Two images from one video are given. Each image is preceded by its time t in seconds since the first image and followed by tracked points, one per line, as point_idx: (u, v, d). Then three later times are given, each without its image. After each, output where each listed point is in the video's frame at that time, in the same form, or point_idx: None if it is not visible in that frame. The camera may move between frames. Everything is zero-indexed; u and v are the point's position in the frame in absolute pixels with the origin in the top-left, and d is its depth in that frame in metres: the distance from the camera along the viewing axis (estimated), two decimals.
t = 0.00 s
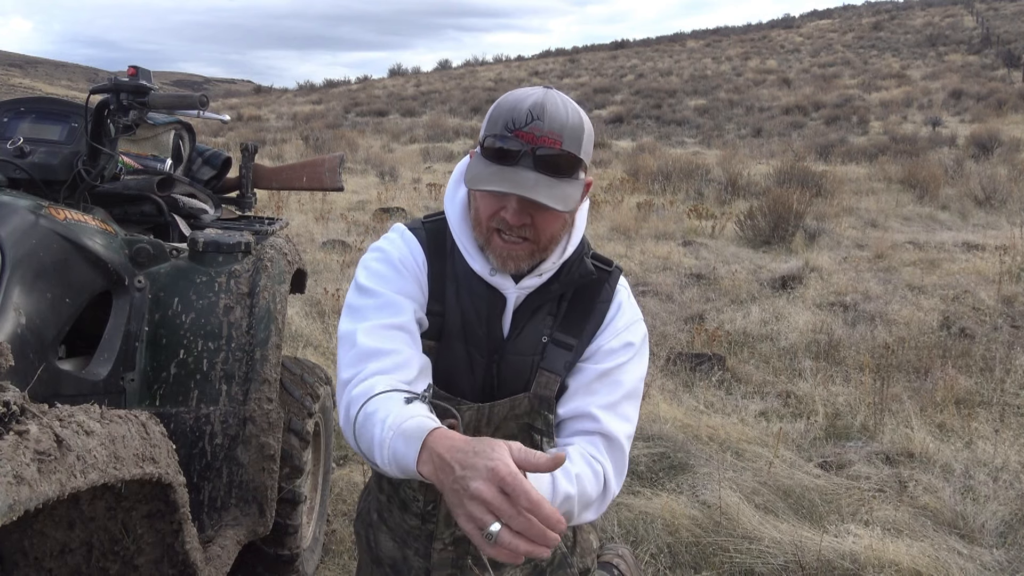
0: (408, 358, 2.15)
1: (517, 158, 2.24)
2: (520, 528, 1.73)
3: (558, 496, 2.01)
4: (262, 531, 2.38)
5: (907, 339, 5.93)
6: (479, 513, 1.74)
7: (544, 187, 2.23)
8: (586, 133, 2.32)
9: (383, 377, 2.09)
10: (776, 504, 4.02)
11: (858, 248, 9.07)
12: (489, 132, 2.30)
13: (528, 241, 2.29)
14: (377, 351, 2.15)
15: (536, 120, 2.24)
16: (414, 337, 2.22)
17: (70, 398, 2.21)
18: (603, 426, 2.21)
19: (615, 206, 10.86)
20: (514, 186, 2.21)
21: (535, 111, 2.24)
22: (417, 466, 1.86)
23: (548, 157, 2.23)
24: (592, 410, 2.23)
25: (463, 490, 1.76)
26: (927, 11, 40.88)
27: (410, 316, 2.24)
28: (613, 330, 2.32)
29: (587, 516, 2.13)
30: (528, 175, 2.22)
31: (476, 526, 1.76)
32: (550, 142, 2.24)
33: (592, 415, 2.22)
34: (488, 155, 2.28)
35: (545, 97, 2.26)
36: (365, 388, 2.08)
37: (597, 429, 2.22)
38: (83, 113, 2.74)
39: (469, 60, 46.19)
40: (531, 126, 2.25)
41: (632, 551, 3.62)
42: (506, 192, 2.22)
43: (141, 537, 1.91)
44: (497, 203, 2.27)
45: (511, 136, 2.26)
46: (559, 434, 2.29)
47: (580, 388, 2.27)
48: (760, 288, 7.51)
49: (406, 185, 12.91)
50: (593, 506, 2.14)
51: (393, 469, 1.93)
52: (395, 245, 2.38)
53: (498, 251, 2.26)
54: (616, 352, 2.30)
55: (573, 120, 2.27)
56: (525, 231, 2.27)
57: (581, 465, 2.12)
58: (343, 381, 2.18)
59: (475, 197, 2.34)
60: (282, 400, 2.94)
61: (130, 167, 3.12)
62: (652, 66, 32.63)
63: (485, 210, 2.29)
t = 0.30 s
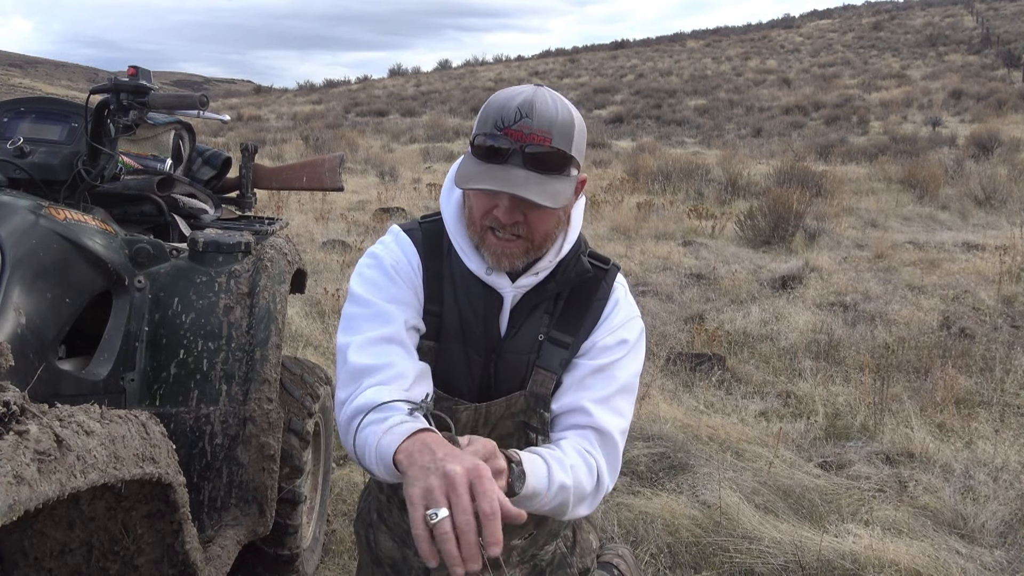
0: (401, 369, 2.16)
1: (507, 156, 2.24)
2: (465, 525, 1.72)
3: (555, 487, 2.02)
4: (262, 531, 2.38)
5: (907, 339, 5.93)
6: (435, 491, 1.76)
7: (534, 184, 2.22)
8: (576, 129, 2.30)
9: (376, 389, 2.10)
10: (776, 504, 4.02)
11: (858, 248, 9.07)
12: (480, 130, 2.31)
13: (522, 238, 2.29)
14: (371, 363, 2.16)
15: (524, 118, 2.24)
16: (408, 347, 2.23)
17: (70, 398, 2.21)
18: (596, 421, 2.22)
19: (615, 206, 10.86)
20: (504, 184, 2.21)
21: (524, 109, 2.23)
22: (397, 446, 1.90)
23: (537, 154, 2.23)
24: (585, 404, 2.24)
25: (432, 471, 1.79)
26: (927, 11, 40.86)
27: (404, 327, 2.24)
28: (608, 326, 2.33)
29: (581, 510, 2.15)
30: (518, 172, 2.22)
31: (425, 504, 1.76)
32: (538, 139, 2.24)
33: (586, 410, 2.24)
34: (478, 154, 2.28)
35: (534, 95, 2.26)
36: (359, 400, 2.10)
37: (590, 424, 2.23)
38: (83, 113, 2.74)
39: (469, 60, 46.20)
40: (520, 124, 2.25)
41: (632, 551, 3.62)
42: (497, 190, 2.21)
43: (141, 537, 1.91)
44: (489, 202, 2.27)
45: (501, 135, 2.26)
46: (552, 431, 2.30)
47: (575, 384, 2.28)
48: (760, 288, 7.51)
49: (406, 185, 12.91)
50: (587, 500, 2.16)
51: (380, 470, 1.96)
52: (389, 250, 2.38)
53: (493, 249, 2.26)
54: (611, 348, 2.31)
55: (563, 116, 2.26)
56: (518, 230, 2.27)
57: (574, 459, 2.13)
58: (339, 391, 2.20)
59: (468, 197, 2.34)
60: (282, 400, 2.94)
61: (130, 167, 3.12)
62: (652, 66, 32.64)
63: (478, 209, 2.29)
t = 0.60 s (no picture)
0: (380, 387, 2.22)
1: (492, 155, 2.26)
2: (408, 510, 1.79)
3: (557, 491, 2.06)
4: (262, 531, 2.38)
5: (907, 339, 5.93)
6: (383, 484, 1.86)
7: (519, 182, 2.23)
8: (563, 126, 2.32)
9: (346, 407, 2.18)
10: (776, 504, 4.02)
11: (858, 247, 9.07)
12: (466, 131, 2.33)
13: (513, 237, 2.29)
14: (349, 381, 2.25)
15: (509, 116, 2.26)
16: (387, 361, 2.26)
17: (71, 398, 2.21)
18: (594, 419, 2.25)
19: (615, 206, 10.86)
20: (490, 182, 2.22)
21: (508, 108, 2.26)
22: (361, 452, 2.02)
23: (523, 151, 2.25)
24: (581, 402, 2.26)
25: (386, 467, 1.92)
26: (927, 11, 40.85)
27: (379, 342, 2.25)
28: (604, 325, 2.34)
29: (579, 511, 2.20)
30: (503, 171, 2.24)
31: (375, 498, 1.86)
32: (523, 137, 2.26)
33: (584, 408, 2.26)
34: (464, 155, 2.30)
35: (518, 93, 2.28)
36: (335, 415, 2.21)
37: (589, 422, 2.25)
38: (83, 113, 2.74)
39: (469, 60, 46.19)
40: (505, 122, 2.27)
41: (632, 551, 3.62)
42: (483, 190, 2.22)
43: (141, 537, 1.91)
44: (478, 202, 2.28)
45: (487, 134, 2.28)
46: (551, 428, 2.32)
47: (572, 382, 2.29)
48: (760, 288, 7.51)
49: (406, 185, 12.91)
50: (585, 501, 2.20)
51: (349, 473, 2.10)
52: (377, 256, 2.38)
53: (484, 249, 2.27)
54: (607, 346, 2.32)
55: (548, 113, 2.27)
56: (509, 228, 2.28)
57: (575, 462, 2.16)
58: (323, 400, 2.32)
59: (459, 198, 2.35)
60: (282, 400, 2.94)
61: (130, 167, 3.12)
62: (652, 66, 32.64)
63: (469, 210, 2.30)
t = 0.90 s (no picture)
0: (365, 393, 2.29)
1: (482, 153, 2.25)
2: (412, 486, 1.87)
3: (557, 496, 2.07)
4: (262, 531, 2.39)
5: (907, 339, 5.93)
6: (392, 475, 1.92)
7: (509, 179, 2.23)
8: (551, 121, 2.31)
9: (331, 413, 2.25)
10: (776, 504, 4.02)
11: (858, 247, 9.07)
12: (454, 130, 2.31)
13: (506, 234, 2.29)
14: (333, 386, 2.31)
15: (497, 114, 2.25)
16: (371, 369, 2.30)
17: (70, 398, 2.21)
18: (589, 418, 2.26)
19: (615, 206, 10.85)
20: (480, 180, 2.22)
21: (496, 106, 2.24)
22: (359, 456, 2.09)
23: (512, 148, 2.24)
24: (575, 401, 2.26)
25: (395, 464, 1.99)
26: (927, 11, 40.83)
27: (363, 354, 2.29)
28: (598, 323, 2.33)
29: (575, 511, 2.21)
30: (494, 169, 2.23)
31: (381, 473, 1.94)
32: (512, 134, 2.25)
33: (578, 407, 2.26)
34: (455, 153, 2.29)
35: (505, 91, 2.27)
36: (318, 418, 2.28)
37: (583, 421, 2.26)
38: (83, 113, 2.74)
39: (468, 60, 46.20)
40: (494, 119, 2.25)
41: (632, 551, 3.62)
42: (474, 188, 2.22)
43: (141, 537, 1.90)
44: (470, 200, 2.28)
45: (476, 133, 2.26)
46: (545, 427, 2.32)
47: (566, 381, 2.29)
48: (760, 288, 7.51)
49: (406, 185, 12.92)
50: (581, 501, 2.21)
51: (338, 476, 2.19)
52: (367, 259, 2.39)
53: (478, 247, 2.28)
54: (601, 344, 2.32)
55: (536, 109, 2.26)
56: (501, 225, 2.28)
57: (571, 464, 2.16)
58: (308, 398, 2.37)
59: (451, 196, 2.34)
60: (282, 400, 2.94)
61: (130, 167, 3.11)
62: (652, 66, 32.63)
63: (461, 208, 2.29)
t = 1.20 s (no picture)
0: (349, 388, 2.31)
1: (476, 146, 2.24)
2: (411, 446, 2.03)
3: (563, 482, 2.08)
4: (262, 531, 2.39)
5: (907, 339, 5.93)
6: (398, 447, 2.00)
7: (505, 170, 2.22)
8: (539, 114, 2.31)
9: (316, 404, 2.26)
10: (776, 504, 4.02)
11: (858, 247, 9.07)
12: (445, 125, 2.31)
13: (500, 227, 2.29)
14: (319, 379, 2.34)
15: (487, 107, 2.24)
16: (356, 364, 2.32)
17: (71, 398, 2.21)
18: (588, 409, 2.25)
19: (615, 206, 10.86)
20: (473, 173, 2.21)
21: (485, 99, 2.24)
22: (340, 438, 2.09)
23: (504, 141, 2.23)
24: (573, 392, 2.24)
25: (394, 459, 2.04)
26: (928, 11, 40.83)
27: (348, 349, 2.32)
28: (592, 315, 2.32)
29: (578, 501, 2.21)
30: (487, 161, 2.23)
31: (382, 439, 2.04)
32: (503, 127, 2.24)
33: (577, 398, 2.25)
34: (447, 147, 2.29)
35: (494, 84, 2.26)
36: (303, 410, 2.31)
37: (582, 411, 2.25)
38: (83, 113, 2.74)
39: (468, 60, 46.20)
40: (484, 113, 2.25)
41: (632, 551, 3.62)
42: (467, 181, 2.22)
43: (141, 537, 1.90)
44: (464, 194, 2.28)
45: (467, 127, 2.26)
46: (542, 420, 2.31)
47: (561, 373, 2.27)
48: (760, 288, 7.51)
49: (406, 185, 12.92)
50: (585, 490, 2.21)
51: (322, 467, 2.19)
52: (359, 260, 2.41)
53: (473, 241, 2.28)
54: (596, 335, 2.30)
55: (524, 101, 2.26)
56: (495, 219, 2.28)
57: (574, 453, 2.16)
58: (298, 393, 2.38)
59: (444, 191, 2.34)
60: (282, 400, 2.94)
61: (130, 167, 3.12)
62: (652, 66, 32.63)
63: (454, 202, 2.29)
